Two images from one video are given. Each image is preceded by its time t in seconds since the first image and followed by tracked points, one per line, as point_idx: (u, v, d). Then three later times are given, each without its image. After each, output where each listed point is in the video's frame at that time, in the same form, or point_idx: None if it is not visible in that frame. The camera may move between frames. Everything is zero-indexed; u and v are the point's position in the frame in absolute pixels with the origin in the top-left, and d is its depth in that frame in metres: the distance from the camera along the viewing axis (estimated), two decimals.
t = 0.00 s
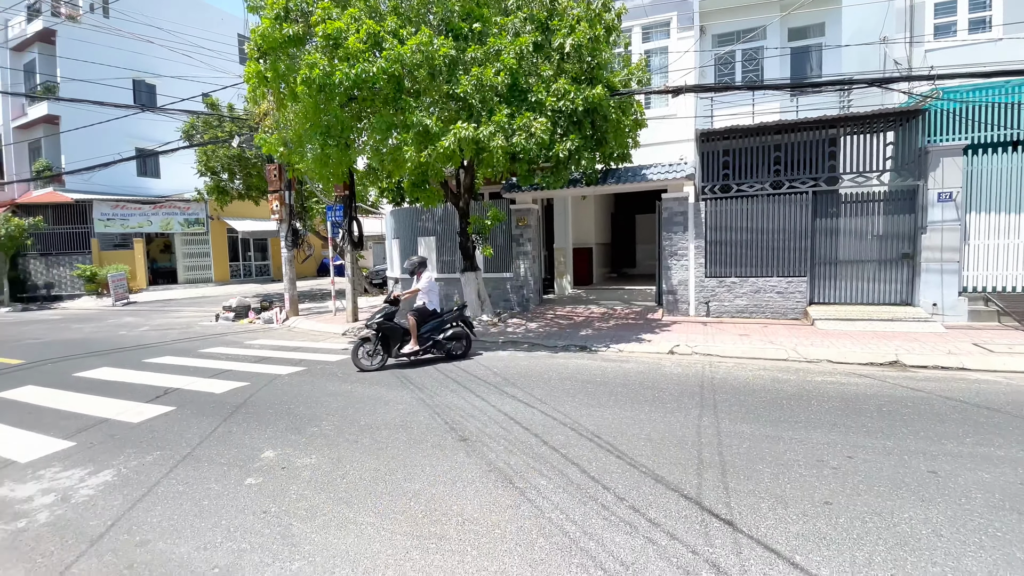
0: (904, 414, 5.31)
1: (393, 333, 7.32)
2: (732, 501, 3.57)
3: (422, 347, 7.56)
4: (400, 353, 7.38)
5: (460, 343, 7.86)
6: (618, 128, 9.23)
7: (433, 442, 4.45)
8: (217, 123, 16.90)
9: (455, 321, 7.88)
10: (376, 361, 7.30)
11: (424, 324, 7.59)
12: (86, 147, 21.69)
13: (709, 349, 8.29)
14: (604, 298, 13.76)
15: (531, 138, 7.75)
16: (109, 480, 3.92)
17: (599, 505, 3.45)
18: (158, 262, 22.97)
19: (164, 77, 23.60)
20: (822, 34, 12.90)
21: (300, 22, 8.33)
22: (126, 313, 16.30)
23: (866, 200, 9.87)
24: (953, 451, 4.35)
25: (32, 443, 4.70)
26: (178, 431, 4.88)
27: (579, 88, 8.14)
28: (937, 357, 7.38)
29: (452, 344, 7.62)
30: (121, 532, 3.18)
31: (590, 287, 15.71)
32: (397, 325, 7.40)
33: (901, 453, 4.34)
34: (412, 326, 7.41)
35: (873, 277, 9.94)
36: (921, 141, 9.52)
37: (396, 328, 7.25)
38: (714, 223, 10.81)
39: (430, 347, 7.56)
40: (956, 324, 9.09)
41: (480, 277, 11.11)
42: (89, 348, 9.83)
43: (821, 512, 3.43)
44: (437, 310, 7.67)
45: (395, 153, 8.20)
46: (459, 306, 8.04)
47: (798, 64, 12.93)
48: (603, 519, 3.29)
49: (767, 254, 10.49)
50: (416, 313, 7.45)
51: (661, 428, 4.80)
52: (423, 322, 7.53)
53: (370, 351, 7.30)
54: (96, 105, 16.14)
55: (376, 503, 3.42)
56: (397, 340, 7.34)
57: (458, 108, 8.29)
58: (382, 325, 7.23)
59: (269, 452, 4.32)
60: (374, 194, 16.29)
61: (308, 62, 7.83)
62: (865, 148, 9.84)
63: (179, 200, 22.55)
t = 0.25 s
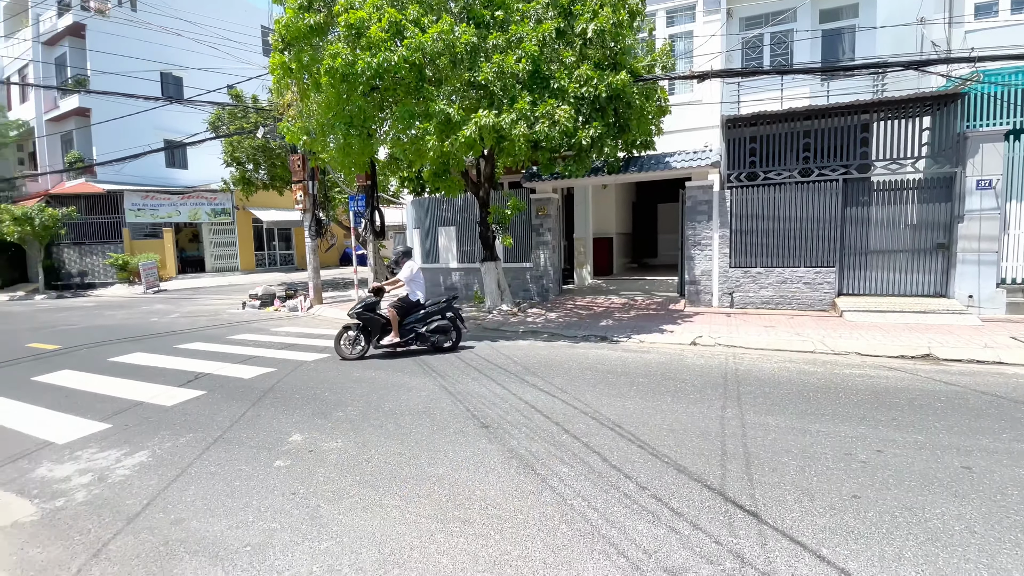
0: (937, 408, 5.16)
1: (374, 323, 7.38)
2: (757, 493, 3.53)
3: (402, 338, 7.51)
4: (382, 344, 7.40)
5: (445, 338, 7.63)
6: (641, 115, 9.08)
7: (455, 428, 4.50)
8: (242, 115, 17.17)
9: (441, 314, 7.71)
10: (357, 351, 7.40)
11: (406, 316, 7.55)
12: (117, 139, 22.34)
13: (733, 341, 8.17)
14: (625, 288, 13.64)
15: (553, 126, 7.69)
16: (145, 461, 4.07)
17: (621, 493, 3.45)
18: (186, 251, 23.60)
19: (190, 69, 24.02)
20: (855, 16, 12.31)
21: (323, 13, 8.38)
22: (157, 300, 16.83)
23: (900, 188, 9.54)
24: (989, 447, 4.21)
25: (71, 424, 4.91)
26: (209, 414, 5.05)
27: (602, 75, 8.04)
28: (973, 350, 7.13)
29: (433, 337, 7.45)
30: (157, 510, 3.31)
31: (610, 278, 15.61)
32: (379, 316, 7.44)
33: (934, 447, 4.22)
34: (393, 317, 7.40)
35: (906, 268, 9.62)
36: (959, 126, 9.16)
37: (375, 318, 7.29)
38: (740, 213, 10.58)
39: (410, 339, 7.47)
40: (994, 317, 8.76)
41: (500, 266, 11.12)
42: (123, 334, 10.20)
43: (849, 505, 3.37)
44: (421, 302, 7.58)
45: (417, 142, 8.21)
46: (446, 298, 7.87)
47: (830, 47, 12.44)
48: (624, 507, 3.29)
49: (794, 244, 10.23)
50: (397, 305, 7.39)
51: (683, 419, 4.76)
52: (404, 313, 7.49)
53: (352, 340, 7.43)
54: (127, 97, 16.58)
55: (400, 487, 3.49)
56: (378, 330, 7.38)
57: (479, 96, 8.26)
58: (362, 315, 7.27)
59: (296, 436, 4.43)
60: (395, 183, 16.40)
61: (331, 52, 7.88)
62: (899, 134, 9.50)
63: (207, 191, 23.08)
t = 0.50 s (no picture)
0: (981, 407, 4.95)
1: (356, 315, 7.29)
2: (789, 490, 3.46)
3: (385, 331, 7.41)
4: (364, 335, 7.33)
5: (429, 331, 7.51)
6: (670, 103, 8.89)
7: (481, 418, 4.53)
8: (271, 108, 17.49)
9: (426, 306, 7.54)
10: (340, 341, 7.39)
11: (390, 308, 7.40)
12: (153, 132, 23.10)
13: (763, 335, 7.99)
14: (651, 281, 13.46)
15: (581, 116, 7.61)
16: (185, 444, 4.24)
17: (648, 487, 3.43)
18: (219, 242, 24.26)
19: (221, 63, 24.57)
20: None
21: (351, 5, 8.43)
22: (192, 289, 17.42)
23: (943, 177, 9.13)
24: None
25: (115, 408, 5.13)
26: (244, 400, 5.22)
27: (631, 62, 7.91)
28: (1020, 347, 6.80)
29: (416, 331, 7.34)
30: (197, 491, 3.44)
31: (636, 269, 15.44)
32: (361, 307, 7.34)
33: (977, 447, 4.06)
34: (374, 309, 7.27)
35: (948, 261, 9.23)
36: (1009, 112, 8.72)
37: (356, 311, 7.19)
38: (772, 203, 10.28)
39: (393, 332, 7.37)
40: None
41: (523, 258, 11.10)
42: (162, 322, 10.60)
43: (885, 505, 3.28)
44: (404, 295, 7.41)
45: (443, 133, 8.22)
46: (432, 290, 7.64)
47: (869, 30, 11.89)
48: (652, 500, 3.28)
49: (829, 236, 9.91)
50: (378, 298, 7.26)
51: (712, 413, 4.69)
52: (387, 306, 7.34)
53: (336, 330, 7.40)
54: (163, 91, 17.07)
55: (428, 475, 3.54)
56: (360, 322, 7.29)
57: (505, 86, 8.22)
58: (343, 307, 7.20)
59: (328, 422, 4.54)
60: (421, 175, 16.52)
61: (359, 44, 7.94)
62: (944, 120, 9.10)
63: (238, 182, 23.69)
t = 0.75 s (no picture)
0: None
1: (339, 308, 7.36)
2: (830, 491, 3.35)
3: (369, 324, 7.44)
4: (349, 328, 7.40)
5: (413, 325, 7.50)
6: (705, 92, 8.64)
7: (512, 410, 4.54)
8: (304, 102, 17.81)
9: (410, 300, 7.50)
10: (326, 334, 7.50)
11: (373, 302, 7.42)
12: (192, 127, 23.91)
13: (801, 330, 7.74)
14: (682, 274, 13.19)
15: (613, 105, 7.47)
16: (226, 428, 4.39)
17: (682, 483, 3.37)
18: (255, 234, 24.99)
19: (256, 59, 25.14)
20: None
21: None
22: (230, 280, 18.02)
23: (998, 167, 8.65)
24: None
25: (160, 393, 5.35)
26: (282, 387, 5.38)
27: (665, 50, 7.74)
28: None
29: (399, 324, 7.32)
30: (239, 475, 3.56)
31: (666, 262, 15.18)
32: (345, 301, 7.39)
33: None
34: (357, 303, 7.31)
35: (1002, 255, 8.75)
36: None
37: (339, 304, 7.26)
38: (811, 194, 9.91)
39: (376, 326, 7.39)
40: None
41: (551, 250, 11.01)
42: (203, 311, 11.00)
43: (933, 509, 3.13)
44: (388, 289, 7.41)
45: (472, 126, 8.20)
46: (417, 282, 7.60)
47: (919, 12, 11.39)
48: (686, 497, 3.22)
49: (872, 228, 9.49)
50: (361, 292, 7.29)
51: (748, 411, 4.57)
52: (370, 300, 7.36)
53: (322, 322, 7.51)
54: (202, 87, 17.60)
55: (460, 465, 3.56)
56: (344, 315, 7.36)
57: (536, 77, 8.15)
58: (327, 301, 7.28)
59: (362, 411, 4.63)
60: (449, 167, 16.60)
61: (390, 38, 7.99)
62: (1000, 106, 8.61)
63: (273, 176, 24.30)
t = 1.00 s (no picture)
0: None
1: (325, 302, 7.35)
2: (885, 499, 3.17)
3: (356, 318, 7.43)
4: (336, 322, 7.40)
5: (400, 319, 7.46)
6: (748, 80, 8.33)
7: (547, 404, 4.49)
8: (339, 98, 18.08)
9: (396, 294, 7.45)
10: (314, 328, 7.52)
11: (360, 296, 7.38)
12: (232, 123, 24.65)
13: (847, 329, 7.41)
14: (719, 269, 12.83)
15: (649, 95, 7.27)
16: (268, 417, 4.51)
17: (726, 486, 3.26)
18: (292, 228, 25.63)
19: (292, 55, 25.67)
20: None
21: None
22: (269, 272, 18.56)
23: None
24: None
25: (205, 381, 5.53)
26: (320, 377, 5.49)
27: (705, 36, 7.48)
28: None
29: (385, 319, 7.31)
30: (281, 463, 3.64)
31: (702, 257, 14.81)
32: (330, 295, 7.36)
33: None
34: (342, 297, 7.29)
35: None
36: None
37: (324, 299, 7.24)
38: (859, 186, 9.42)
39: (363, 320, 7.39)
40: None
41: (583, 244, 10.86)
42: (244, 302, 11.36)
43: (1001, 522, 2.92)
44: (373, 284, 7.37)
45: (504, 118, 8.11)
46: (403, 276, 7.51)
47: None
48: (731, 501, 3.11)
49: (925, 222, 8.97)
50: (345, 287, 7.25)
51: (793, 412, 4.39)
52: (356, 294, 7.33)
53: (310, 316, 7.51)
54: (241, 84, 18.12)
55: (496, 459, 3.54)
56: (331, 310, 7.35)
57: (570, 68, 7.99)
58: (312, 295, 7.26)
59: (398, 402, 4.67)
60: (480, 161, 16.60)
61: (424, 31, 7.96)
62: None
63: (308, 170, 24.88)
